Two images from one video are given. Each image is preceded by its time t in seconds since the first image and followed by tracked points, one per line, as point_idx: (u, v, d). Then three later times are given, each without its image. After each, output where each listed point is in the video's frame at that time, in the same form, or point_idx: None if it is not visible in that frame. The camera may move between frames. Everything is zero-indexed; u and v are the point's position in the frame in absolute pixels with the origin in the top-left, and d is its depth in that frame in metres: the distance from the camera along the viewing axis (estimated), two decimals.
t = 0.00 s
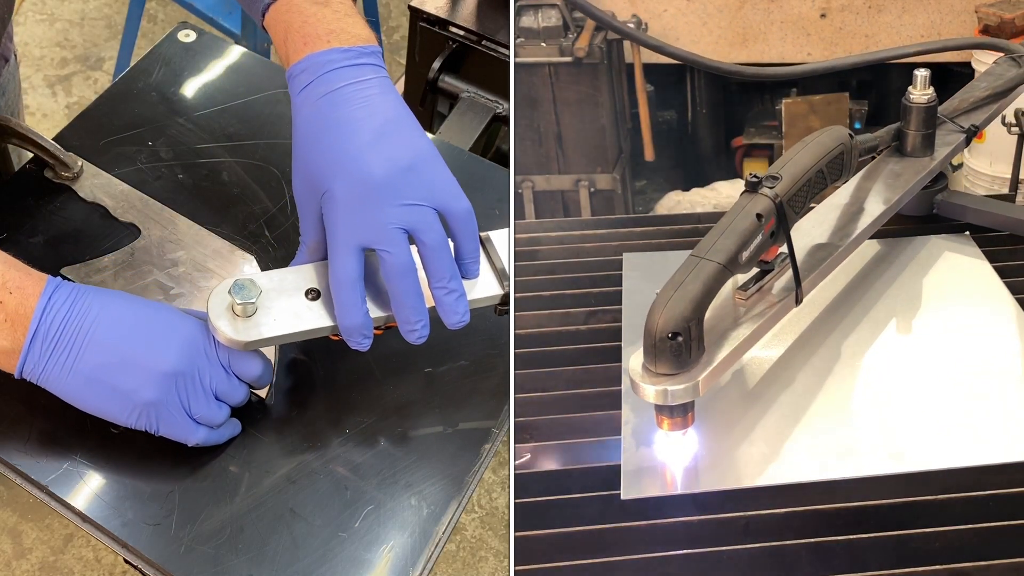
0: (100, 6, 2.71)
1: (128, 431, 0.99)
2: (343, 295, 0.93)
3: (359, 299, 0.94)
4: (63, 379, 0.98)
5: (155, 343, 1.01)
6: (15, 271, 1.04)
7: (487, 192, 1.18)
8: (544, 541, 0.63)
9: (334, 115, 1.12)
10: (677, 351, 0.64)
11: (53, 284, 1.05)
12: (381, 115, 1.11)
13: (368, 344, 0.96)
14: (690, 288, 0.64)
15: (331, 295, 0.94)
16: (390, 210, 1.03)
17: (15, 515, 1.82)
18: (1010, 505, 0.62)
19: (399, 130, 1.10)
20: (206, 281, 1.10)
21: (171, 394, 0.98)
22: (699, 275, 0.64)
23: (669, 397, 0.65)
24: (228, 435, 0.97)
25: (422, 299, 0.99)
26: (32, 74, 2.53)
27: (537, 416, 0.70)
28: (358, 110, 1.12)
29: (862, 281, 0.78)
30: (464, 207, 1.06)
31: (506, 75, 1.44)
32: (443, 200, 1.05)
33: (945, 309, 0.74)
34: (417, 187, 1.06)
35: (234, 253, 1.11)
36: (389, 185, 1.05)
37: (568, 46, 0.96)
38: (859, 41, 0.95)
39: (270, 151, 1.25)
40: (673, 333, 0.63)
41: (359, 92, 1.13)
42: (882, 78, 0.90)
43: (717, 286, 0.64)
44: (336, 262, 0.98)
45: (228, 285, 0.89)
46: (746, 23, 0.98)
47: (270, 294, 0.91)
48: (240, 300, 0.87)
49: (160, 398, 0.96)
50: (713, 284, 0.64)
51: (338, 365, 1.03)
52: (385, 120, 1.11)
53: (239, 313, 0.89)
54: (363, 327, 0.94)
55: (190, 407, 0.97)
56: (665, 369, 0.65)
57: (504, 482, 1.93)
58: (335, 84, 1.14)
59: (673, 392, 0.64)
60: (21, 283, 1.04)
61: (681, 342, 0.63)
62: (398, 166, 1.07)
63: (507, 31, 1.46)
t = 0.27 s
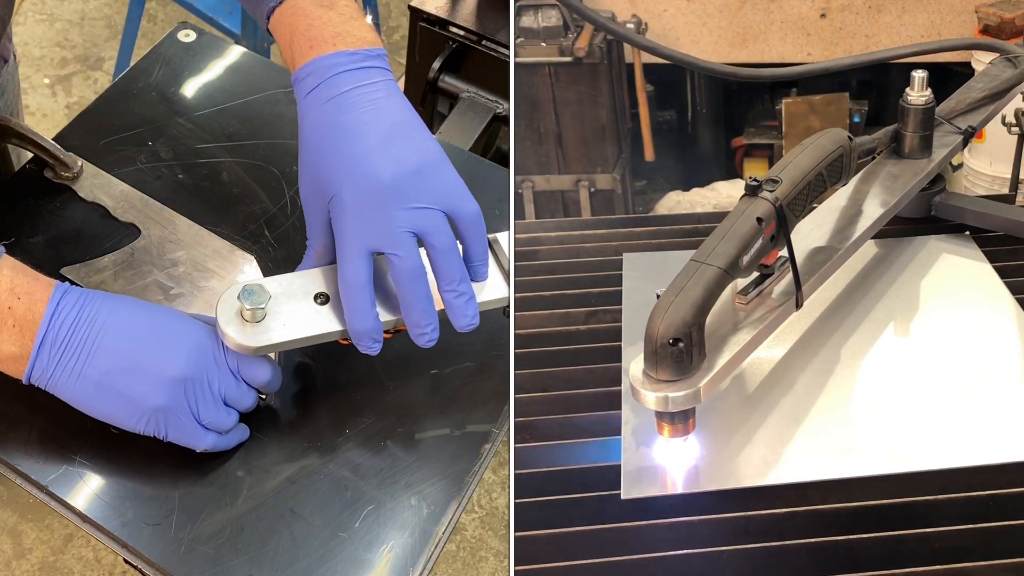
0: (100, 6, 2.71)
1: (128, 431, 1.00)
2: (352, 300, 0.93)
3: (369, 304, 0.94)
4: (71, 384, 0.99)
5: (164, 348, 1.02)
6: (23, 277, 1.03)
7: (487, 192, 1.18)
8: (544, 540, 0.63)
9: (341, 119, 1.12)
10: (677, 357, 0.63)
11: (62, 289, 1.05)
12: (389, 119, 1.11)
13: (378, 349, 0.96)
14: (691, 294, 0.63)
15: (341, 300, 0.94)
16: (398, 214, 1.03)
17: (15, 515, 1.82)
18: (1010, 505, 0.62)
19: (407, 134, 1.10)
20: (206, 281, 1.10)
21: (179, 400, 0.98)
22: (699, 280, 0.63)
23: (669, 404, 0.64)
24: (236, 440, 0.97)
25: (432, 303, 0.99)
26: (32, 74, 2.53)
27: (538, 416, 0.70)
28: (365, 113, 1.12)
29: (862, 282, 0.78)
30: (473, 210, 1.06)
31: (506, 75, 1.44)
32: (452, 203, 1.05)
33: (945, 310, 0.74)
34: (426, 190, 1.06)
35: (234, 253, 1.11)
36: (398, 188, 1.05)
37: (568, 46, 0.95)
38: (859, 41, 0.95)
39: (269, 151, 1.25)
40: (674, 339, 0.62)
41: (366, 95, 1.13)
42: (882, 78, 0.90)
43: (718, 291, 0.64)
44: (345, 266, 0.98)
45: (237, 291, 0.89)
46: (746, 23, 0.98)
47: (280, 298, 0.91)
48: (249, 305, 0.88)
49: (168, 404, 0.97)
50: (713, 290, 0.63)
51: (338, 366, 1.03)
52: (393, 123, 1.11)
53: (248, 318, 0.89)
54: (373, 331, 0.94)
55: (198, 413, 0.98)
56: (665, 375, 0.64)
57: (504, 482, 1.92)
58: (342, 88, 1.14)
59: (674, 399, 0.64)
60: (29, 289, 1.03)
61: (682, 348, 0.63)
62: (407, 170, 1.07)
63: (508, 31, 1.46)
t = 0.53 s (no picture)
0: (100, 6, 2.71)
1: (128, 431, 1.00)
2: (360, 304, 0.93)
3: (377, 307, 0.94)
4: (79, 389, 0.98)
5: (171, 353, 1.01)
6: (31, 281, 1.04)
7: (487, 192, 1.19)
8: (544, 540, 0.63)
9: (347, 122, 1.12)
10: (677, 361, 0.63)
11: (69, 293, 1.04)
12: (395, 121, 1.11)
13: (387, 351, 0.96)
14: (691, 297, 0.64)
15: (349, 303, 0.94)
16: (406, 217, 1.04)
17: (15, 515, 1.82)
18: (1010, 505, 0.62)
19: (413, 136, 1.10)
20: (206, 280, 1.10)
21: (187, 405, 0.98)
22: (700, 284, 0.64)
23: (669, 408, 0.64)
24: (244, 446, 0.97)
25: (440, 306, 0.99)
26: (32, 74, 2.53)
27: (538, 416, 0.70)
28: (372, 116, 1.12)
29: (862, 282, 0.78)
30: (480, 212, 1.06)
31: (506, 75, 1.44)
32: (459, 205, 1.06)
33: (942, 309, 0.74)
34: (433, 192, 1.06)
35: (235, 253, 1.11)
36: (405, 191, 1.05)
37: (568, 46, 0.95)
38: (859, 41, 0.95)
39: (269, 151, 1.25)
40: (675, 342, 0.63)
41: (372, 98, 1.13)
42: (881, 78, 0.90)
43: (719, 294, 0.64)
44: (353, 270, 0.98)
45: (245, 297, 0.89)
46: (746, 23, 0.98)
47: (288, 303, 0.91)
48: (258, 310, 0.88)
49: (176, 409, 0.96)
50: (713, 293, 0.64)
51: (339, 366, 1.03)
52: (399, 126, 1.11)
53: (257, 324, 0.89)
54: (381, 335, 0.94)
55: (206, 418, 0.97)
56: (666, 379, 0.64)
57: (504, 482, 1.92)
58: (348, 90, 1.14)
59: (673, 403, 0.64)
60: (38, 294, 1.03)
61: (682, 352, 0.63)
62: (413, 172, 1.07)
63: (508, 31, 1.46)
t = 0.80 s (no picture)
0: (100, 6, 2.71)
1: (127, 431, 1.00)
2: (366, 307, 0.94)
3: (382, 310, 0.94)
4: (83, 392, 0.98)
5: (176, 356, 1.01)
6: (35, 284, 1.04)
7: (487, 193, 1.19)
8: (544, 540, 0.63)
9: (351, 124, 1.12)
10: (679, 365, 0.63)
11: (74, 296, 1.05)
12: (399, 123, 1.11)
13: (392, 354, 0.96)
14: (692, 301, 0.63)
15: (354, 307, 0.95)
16: (411, 219, 1.04)
17: (15, 515, 1.82)
18: (1010, 505, 0.62)
19: (417, 138, 1.10)
20: (206, 280, 1.10)
21: (192, 408, 0.98)
22: (700, 287, 0.63)
23: (670, 412, 0.64)
24: (248, 448, 0.97)
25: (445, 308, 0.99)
26: (32, 74, 2.53)
27: (538, 416, 0.70)
28: (376, 118, 1.12)
29: (862, 282, 0.79)
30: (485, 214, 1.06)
31: (506, 75, 1.44)
32: (464, 207, 1.06)
33: (942, 309, 0.74)
34: (438, 194, 1.06)
35: (235, 253, 1.11)
36: (410, 193, 1.05)
37: (568, 46, 0.95)
38: (859, 41, 0.95)
39: (269, 151, 1.25)
40: (676, 346, 0.62)
41: (376, 100, 1.13)
42: (882, 78, 0.90)
43: (719, 297, 0.64)
44: (358, 273, 0.99)
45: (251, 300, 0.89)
46: (746, 23, 0.97)
47: (293, 306, 0.92)
48: (264, 314, 0.88)
49: (180, 412, 0.96)
50: (713, 296, 0.63)
51: (339, 367, 1.03)
52: (403, 127, 1.11)
53: (263, 327, 0.89)
54: (387, 337, 0.94)
55: (210, 421, 0.98)
56: (668, 383, 0.64)
57: (504, 482, 1.92)
58: (352, 92, 1.14)
59: (675, 407, 0.64)
60: (42, 296, 1.03)
61: (684, 356, 0.63)
62: (418, 174, 1.07)
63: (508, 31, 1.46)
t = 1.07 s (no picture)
0: (100, 6, 2.70)
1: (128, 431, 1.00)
2: (372, 309, 0.94)
3: (388, 312, 0.94)
4: (87, 394, 0.98)
5: (181, 358, 1.01)
6: (40, 287, 1.04)
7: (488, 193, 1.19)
8: (544, 541, 0.63)
9: (355, 126, 1.12)
10: (686, 364, 0.63)
11: (79, 298, 1.04)
12: (403, 124, 1.11)
13: (398, 356, 0.96)
14: (698, 300, 0.63)
15: (360, 309, 0.95)
16: (416, 220, 1.03)
17: (15, 515, 1.82)
18: (1010, 505, 0.62)
19: (421, 139, 1.10)
20: (205, 280, 1.10)
21: (197, 410, 0.98)
22: (706, 287, 0.63)
23: (677, 412, 0.64)
24: (252, 450, 0.97)
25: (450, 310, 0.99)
26: (32, 74, 2.53)
27: (538, 417, 0.70)
28: (380, 120, 1.12)
29: (863, 282, 0.78)
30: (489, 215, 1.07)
31: (506, 75, 1.44)
32: (469, 207, 1.06)
33: (943, 309, 0.74)
34: (442, 195, 1.06)
35: (235, 253, 1.11)
36: (415, 194, 1.05)
37: (568, 46, 0.95)
38: (859, 42, 0.95)
39: (269, 151, 1.25)
40: (683, 346, 0.62)
41: (380, 101, 1.13)
42: (881, 78, 0.90)
43: (725, 296, 0.64)
44: (364, 275, 0.98)
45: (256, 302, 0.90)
46: (747, 23, 0.97)
47: (299, 308, 0.92)
48: (269, 316, 0.88)
49: (185, 414, 0.96)
50: (720, 294, 0.63)
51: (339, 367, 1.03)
52: (407, 128, 1.11)
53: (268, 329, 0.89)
54: (393, 339, 0.94)
55: (215, 422, 0.97)
56: (674, 383, 0.64)
57: (504, 482, 1.92)
58: (355, 94, 1.14)
59: (682, 407, 0.64)
60: (47, 299, 1.03)
61: (691, 355, 0.63)
62: (423, 175, 1.06)
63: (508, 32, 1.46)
